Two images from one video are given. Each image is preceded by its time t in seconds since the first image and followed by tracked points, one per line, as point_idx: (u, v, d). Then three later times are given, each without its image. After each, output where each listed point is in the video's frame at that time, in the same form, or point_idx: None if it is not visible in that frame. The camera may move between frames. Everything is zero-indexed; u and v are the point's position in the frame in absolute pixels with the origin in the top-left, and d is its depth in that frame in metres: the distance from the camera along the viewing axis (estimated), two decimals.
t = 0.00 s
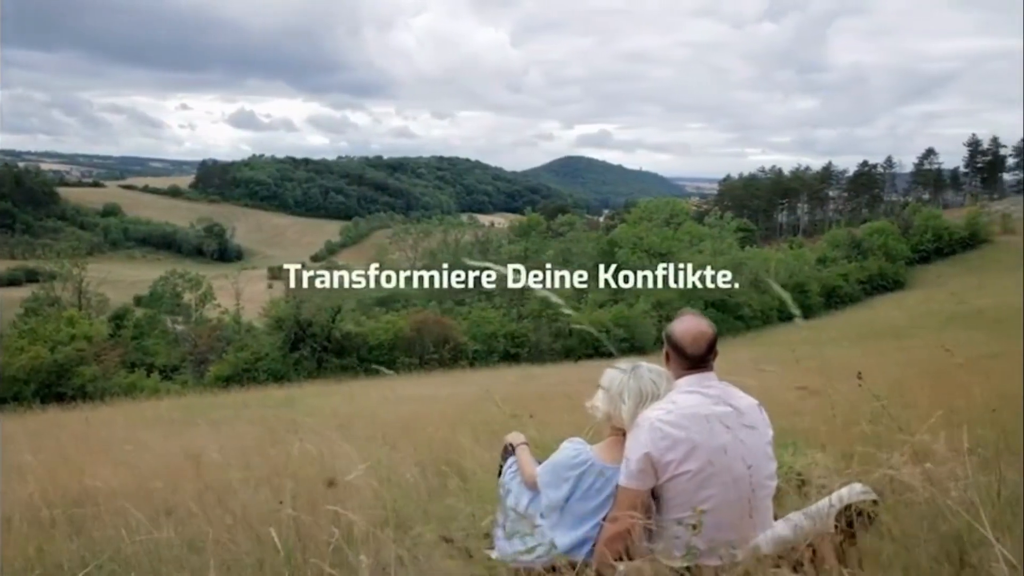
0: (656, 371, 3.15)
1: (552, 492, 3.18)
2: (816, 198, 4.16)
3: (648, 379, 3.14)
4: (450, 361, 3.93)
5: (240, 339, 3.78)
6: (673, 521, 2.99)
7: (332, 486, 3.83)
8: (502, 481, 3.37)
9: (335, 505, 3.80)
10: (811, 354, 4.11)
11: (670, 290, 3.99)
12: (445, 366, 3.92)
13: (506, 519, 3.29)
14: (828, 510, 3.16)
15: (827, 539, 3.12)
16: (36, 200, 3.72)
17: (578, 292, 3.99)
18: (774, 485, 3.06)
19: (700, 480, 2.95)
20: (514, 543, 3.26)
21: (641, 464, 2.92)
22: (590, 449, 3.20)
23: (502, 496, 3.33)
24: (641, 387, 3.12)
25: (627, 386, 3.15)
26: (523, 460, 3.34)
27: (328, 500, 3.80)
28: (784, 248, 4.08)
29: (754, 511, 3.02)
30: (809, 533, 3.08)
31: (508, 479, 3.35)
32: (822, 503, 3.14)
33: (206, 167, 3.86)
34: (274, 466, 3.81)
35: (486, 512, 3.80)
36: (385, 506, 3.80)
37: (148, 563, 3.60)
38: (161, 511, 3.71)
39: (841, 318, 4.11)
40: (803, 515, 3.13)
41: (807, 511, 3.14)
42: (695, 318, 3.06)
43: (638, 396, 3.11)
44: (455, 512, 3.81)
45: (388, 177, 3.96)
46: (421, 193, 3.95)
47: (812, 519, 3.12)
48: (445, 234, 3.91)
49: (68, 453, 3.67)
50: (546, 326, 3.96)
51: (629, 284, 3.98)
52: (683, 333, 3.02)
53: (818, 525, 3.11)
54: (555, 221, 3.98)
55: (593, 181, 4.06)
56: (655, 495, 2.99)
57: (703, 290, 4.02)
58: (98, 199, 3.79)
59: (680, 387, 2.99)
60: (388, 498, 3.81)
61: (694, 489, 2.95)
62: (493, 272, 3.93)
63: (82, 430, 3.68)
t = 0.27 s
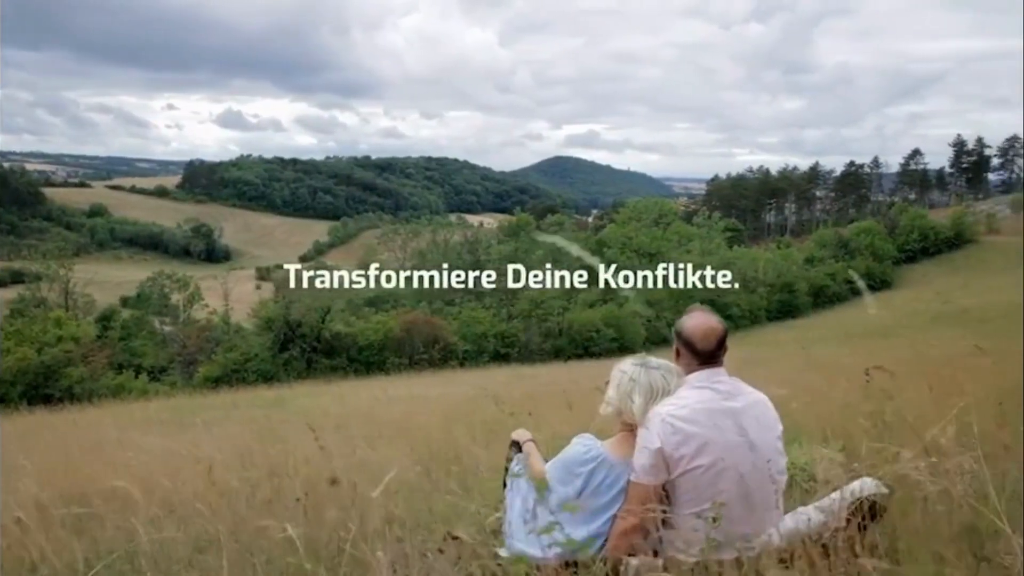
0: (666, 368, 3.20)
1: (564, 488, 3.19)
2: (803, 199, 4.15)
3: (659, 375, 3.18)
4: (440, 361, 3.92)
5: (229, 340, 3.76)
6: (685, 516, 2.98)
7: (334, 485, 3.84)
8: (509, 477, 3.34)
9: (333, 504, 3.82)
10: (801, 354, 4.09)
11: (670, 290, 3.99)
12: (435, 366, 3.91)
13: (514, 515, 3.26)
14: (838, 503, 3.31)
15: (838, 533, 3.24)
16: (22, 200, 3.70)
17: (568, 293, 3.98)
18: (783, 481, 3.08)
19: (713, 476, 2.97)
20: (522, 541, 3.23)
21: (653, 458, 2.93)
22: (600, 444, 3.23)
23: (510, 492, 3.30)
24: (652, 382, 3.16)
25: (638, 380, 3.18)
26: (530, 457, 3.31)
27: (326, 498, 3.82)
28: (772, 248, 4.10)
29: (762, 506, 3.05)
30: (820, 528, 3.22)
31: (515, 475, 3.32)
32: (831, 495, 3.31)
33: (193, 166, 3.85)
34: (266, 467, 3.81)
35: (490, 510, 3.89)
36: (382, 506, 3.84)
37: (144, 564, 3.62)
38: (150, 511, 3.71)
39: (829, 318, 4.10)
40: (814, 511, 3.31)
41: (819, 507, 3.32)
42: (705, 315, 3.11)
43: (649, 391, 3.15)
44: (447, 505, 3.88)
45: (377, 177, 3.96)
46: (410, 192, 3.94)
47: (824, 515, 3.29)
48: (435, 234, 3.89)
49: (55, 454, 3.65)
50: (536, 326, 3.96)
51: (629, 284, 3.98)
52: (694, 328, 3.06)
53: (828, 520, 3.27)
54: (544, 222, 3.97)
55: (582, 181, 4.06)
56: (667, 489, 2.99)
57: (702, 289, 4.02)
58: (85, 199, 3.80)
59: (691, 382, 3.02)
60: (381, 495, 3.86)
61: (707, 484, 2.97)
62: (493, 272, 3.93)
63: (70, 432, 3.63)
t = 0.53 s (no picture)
0: (676, 364, 3.17)
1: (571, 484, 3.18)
2: (793, 199, 4.09)
3: (668, 371, 3.16)
4: (431, 361, 3.92)
5: (220, 341, 3.76)
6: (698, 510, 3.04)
7: (336, 485, 3.86)
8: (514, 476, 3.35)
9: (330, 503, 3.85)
10: (793, 354, 4.08)
11: (671, 290, 3.98)
12: (427, 367, 3.91)
13: (520, 515, 3.24)
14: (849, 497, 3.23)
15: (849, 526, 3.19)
16: (8, 200, 3.70)
17: (558, 293, 3.98)
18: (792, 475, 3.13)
19: (724, 471, 3.02)
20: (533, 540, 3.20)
21: (664, 454, 2.98)
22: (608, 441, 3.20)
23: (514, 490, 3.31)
24: (661, 379, 3.14)
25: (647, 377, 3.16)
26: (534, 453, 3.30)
27: (326, 497, 3.86)
28: (761, 248, 4.04)
29: (774, 501, 3.09)
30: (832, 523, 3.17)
31: (520, 473, 3.32)
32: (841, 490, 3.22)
33: (182, 166, 3.81)
34: (262, 468, 3.82)
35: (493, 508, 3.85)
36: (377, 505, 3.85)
37: (140, 566, 3.63)
38: (142, 512, 3.69)
39: (820, 317, 4.08)
40: (826, 505, 3.22)
41: (828, 500, 3.24)
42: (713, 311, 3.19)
43: (659, 387, 3.13)
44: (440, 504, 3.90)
45: (366, 177, 3.92)
46: (400, 192, 3.90)
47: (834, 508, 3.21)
48: (426, 234, 3.90)
49: (44, 455, 3.63)
50: (527, 326, 3.95)
51: (629, 283, 3.97)
52: (702, 325, 3.12)
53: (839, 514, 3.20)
54: (535, 222, 3.96)
55: (572, 182, 3.98)
56: (679, 485, 3.04)
57: (703, 289, 4.01)
58: (73, 199, 3.77)
59: (697, 377, 3.08)
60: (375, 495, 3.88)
61: (718, 479, 3.02)
62: (493, 272, 3.93)
63: (62, 435, 3.62)
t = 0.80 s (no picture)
0: (683, 361, 3.19)
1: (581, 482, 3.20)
2: (780, 198, 4.08)
3: (676, 368, 3.17)
4: (421, 361, 3.91)
5: (209, 342, 3.73)
6: (709, 505, 3.08)
7: (336, 485, 3.86)
8: (519, 476, 3.36)
9: (328, 504, 3.84)
10: (786, 353, 4.05)
11: (673, 290, 3.98)
12: (417, 367, 3.90)
13: (528, 514, 3.25)
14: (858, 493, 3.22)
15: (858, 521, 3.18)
16: None
17: (549, 293, 3.96)
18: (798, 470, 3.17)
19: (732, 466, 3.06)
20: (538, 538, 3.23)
21: (675, 450, 3.01)
22: (617, 438, 3.22)
23: (521, 488, 3.34)
24: (670, 375, 3.15)
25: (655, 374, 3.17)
26: (540, 452, 3.31)
27: (327, 498, 3.84)
28: (749, 248, 4.03)
29: (780, 495, 3.14)
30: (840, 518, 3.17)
31: (526, 472, 3.34)
32: (849, 485, 3.23)
33: (169, 167, 3.81)
34: (254, 469, 3.81)
35: (483, 507, 3.89)
36: (375, 505, 3.86)
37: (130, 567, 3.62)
38: (130, 514, 3.68)
39: (809, 316, 4.06)
40: (835, 501, 3.25)
41: (838, 495, 3.26)
42: (720, 308, 3.21)
43: (667, 384, 3.14)
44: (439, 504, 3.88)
45: (354, 177, 3.92)
46: (389, 192, 3.90)
47: (844, 504, 3.22)
48: (416, 234, 3.89)
49: (32, 458, 3.62)
50: (517, 326, 3.95)
51: (629, 284, 3.97)
52: (712, 323, 3.14)
53: (848, 509, 3.20)
54: (524, 221, 3.95)
55: (559, 181, 3.99)
56: (689, 480, 3.07)
57: (703, 289, 4.00)
58: (59, 199, 3.75)
59: (707, 374, 3.09)
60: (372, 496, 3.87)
61: (727, 475, 3.05)
62: (494, 272, 3.92)
63: (49, 438, 3.60)
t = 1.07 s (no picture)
0: (690, 359, 3.20)
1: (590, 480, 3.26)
2: (768, 198, 4.06)
3: (682, 364, 3.18)
4: (411, 361, 3.90)
5: (197, 342, 3.72)
6: (717, 501, 3.12)
7: (335, 485, 3.82)
8: (526, 476, 3.44)
9: (326, 504, 3.80)
10: (776, 351, 4.05)
11: (671, 290, 3.98)
12: (407, 367, 3.90)
13: (534, 513, 3.33)
14: (866, 489, 3.34)
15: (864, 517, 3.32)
16: None
17: (538, 293, 3.96)
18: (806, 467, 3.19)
19: (741, 463, 3.08)
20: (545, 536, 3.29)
21: (683, 447, 3.03)
22: (627, 436, 3.26)
23: (529, 485, 3.40)
24: (676, 371, 3.16)
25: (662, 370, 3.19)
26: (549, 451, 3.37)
27: (325, 499, 3.81)
28: (739, 247, 3.99)
29: (789, 492, 3.16)
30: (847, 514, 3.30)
31: (534, 473, 3.42)
32: (857, 482, 3.35)
33: (156, 167, 3.79)
34: (244, 472, 3.77)
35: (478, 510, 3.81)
36: (370, 504, 3.83)
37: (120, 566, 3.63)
38: (118, 514, 3.67)
39: (798, 314, 4.03)
40: (842, 497, 3.37)
41: (846, 492, 3.37)
42: (732, 306, 3.19)
43: (674, 381, 3.16)
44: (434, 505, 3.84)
45: (342, 177, 3.91)
46: (377, 192, 3.90)
47: (851, 500, 3.34)
48: (405, 234, 3.88)
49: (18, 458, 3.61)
50: (507, 325, 3.94)
51: (629, 284, 3.98)
52: (720, 320, 3.14)
53: (855, 505, 3.34)
54: (513, 221, 3.94)
55: (547, 181, 4.00)
56: (697, 477, 3.09)
57: (703, 289, 4.00)
58: (45, 200, 3.74)
59: (714, 371, 3.09)
60: (367, 497, 3.84)
61: (735, 471, 3.08)
62: (494, 272, 3.92)
63: (38, 440, 3.62)
